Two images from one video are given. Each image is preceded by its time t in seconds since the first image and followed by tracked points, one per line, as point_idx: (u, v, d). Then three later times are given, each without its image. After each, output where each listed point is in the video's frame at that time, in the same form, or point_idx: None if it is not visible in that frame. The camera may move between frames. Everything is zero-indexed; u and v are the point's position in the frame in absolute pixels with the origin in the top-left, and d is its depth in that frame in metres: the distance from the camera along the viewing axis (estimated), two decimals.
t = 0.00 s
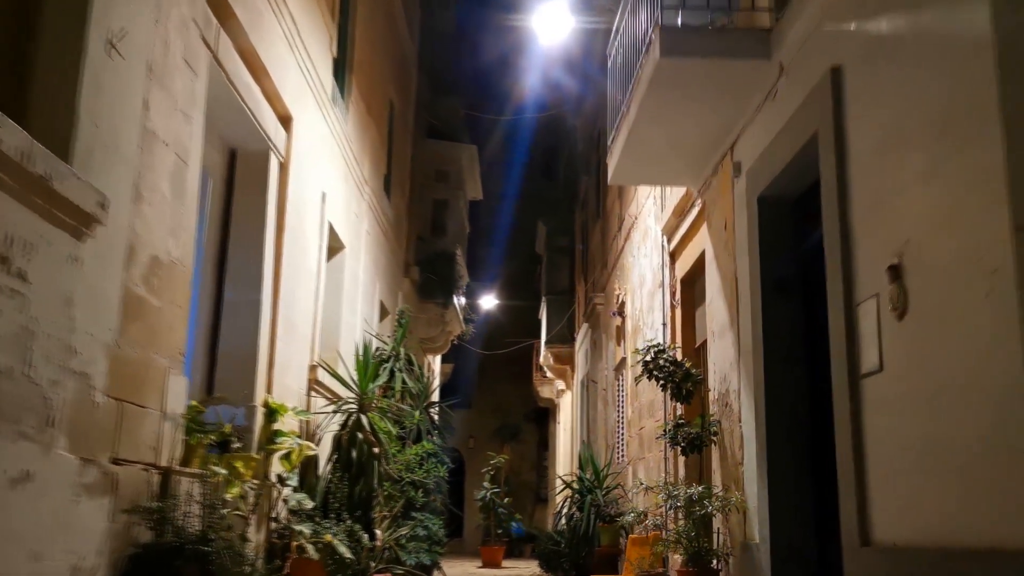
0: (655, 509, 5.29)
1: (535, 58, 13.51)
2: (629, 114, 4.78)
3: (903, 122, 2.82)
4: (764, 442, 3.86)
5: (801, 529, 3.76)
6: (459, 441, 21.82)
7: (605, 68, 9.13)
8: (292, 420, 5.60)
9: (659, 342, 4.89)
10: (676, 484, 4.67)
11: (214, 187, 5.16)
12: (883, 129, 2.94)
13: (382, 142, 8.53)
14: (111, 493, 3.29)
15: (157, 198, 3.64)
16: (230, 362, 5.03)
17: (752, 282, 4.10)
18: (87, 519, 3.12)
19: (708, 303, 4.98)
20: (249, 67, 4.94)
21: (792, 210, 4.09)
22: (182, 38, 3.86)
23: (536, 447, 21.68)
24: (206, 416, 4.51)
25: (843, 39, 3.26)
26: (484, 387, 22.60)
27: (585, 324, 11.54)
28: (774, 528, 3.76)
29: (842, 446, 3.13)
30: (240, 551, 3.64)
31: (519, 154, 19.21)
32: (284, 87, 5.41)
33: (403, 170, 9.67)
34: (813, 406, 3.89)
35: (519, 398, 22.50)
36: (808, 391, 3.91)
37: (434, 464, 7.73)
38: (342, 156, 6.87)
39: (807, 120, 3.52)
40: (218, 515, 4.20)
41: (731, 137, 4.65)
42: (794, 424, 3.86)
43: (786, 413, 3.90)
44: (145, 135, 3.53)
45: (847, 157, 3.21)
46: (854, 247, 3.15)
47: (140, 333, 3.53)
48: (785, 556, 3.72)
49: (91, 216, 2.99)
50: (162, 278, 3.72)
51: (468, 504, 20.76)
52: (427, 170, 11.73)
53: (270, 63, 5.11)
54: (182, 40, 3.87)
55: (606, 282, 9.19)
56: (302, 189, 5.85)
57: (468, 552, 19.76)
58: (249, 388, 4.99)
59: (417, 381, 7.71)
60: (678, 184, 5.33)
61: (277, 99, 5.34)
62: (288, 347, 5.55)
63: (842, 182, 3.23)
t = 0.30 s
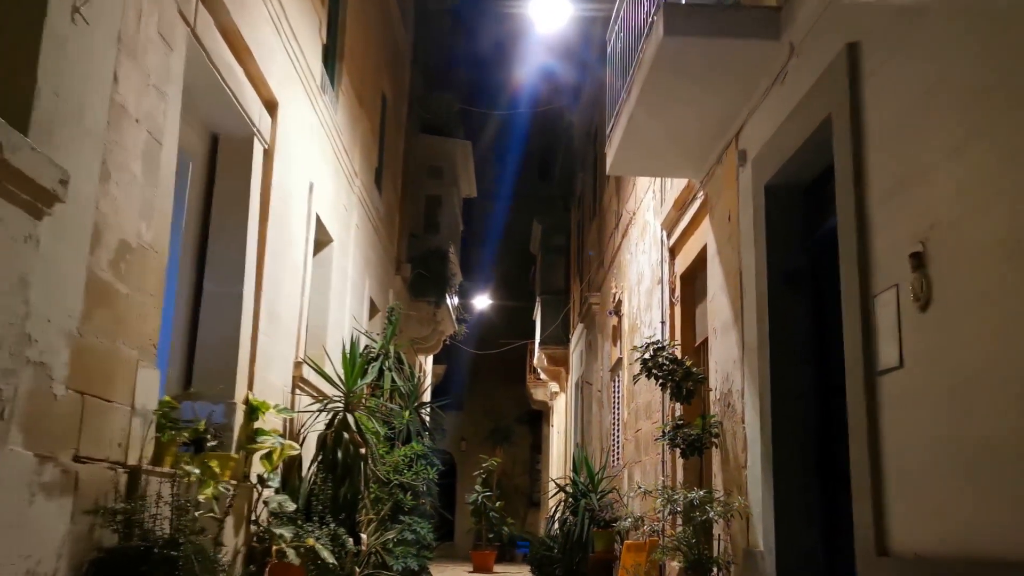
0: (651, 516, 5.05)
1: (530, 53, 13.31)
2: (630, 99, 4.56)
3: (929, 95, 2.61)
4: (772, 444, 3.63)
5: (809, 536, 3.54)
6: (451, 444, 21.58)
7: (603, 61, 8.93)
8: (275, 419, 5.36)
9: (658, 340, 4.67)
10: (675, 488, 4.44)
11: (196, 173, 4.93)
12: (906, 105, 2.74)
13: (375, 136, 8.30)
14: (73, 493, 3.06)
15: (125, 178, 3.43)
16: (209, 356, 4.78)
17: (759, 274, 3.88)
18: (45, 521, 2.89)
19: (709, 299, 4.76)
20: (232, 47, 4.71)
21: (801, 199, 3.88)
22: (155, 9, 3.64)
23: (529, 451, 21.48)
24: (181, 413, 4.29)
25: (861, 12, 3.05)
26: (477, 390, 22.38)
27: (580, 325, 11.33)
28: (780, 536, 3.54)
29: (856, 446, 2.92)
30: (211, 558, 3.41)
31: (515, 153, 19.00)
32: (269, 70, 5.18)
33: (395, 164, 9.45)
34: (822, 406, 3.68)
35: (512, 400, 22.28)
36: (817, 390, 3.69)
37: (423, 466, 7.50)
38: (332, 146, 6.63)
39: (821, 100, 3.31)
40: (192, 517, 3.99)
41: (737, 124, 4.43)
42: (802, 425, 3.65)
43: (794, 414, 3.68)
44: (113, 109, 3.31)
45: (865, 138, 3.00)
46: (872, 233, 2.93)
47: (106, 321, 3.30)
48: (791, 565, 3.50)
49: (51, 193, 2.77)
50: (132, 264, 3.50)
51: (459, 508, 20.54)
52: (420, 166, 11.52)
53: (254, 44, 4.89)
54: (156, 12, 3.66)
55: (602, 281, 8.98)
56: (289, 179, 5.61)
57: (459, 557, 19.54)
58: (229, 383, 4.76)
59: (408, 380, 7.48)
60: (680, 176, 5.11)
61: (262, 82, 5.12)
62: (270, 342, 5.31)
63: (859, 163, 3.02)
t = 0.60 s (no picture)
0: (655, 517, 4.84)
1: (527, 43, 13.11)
2: (636, 78, 4.35)
3: (962, 61, 2.40)
4: (786, 442, 3.42)
5: (825, 538, 3.33)
6: (446, 444, 21.37)
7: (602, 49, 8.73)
8: (263, 416, 5.15)
9: (663, 333, 4.46)
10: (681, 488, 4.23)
11: (179, 159, 4.71)
12: (936, 76, 2.53)
13: (369, 127, 8.09)
14: (39, 494, 2.85)
15: (98, 158, 3.22)
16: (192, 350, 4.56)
17: (771, 263, 3.67)
18: (7, 524, 2.68)
19: (716, 291, 4.56)
20: (217, 26, 4.50)
21: (815, 184, 3.67)
22: None
23: (526, 451, 21.29)
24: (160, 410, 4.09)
25: None
26: (473, 389, 22.18)
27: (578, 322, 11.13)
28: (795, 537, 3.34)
29: (880, 443, 2.71)
30: (188, 564, 3.20)
31: (511, 149, 18.80)
32: (257, 52, 4.96)
33: (390, 155, 9.24)
34: (840, 402, 3.47)
35: (509, 400, 22.08)
36: (833, 384, 3.49)
37: (418, 466, 7.29)
38: (323, 135, 6.42)
39: (840, 74, 3.10)
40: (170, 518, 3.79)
41: (746, 106, 4.22)
42: (819, 422, 3.44)
43: (809, 411, 3.46)
44: (83, 83, 3.10)
45: (888, 113, 2.79)
46: (898, 213, 2.72)
47: (76, 309, 3.10)
48: (807, 570, 3.29)
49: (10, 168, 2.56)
50: (105, 249, 3.29)
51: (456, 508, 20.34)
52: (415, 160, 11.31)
53: (240, 24, 4.68)
54: None
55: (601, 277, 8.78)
56: (277, 167, 5.40)
57: (455, 558, 19.35)
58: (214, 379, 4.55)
59: (402, 378, 7.26)
60: (685, 163, 4.90)
61: (248, 65, 4.90)
62: (258, 337, 5.09)
63: (884, 138, 2.81)
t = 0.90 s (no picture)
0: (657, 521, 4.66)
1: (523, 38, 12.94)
2: (642, 61, 4.17)
3: (999, 33, 2.23)
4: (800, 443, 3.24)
5: (842, 544, 3.16)
6: (441, 445, 21.17)
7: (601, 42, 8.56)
8: (251, 415, 4.95)
9: (668, 329, 4.27)
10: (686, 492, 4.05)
11: (164, 147, 4.52)
12: (969, 49, 2.36)
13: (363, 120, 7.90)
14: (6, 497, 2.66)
15: (72, 139, 3.03)
16: (177, 347, 4.37)
17: (784, 254, 3.49)
18: None
19: (723, 286, 4.38)
20: (204, 8, 4.31)
21: (830, 171, 3.49)
22: None
23: (522, 452, 21.11)
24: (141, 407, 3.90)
25: None
26: (468, 390, 22.00)
27: (575, 322, 10.94)
28: (810, 542, 3.16)
29: (907, 443, 2.53)
30: (166, 572, 3.02)
31: (508, 147, 18.62)
32: (245, 36, 4.77)
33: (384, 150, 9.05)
34: (857, 401, 3.30)
35: (504, 400, 21.90)
36: (850, 382, 3.31)
37: (412, 468, 7.10)
38: (315, 125, 6.22)
39: (861, 51, 2.92)
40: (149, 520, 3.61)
41: (755, 92, 4.04)
42: (834, 422, 3.27)
43: (824, 411, 3.29)
44: (57, 57, 2.92)
45: (915, 92, 2.62)
46: (925, 197, 2.55)
47: (47, 298, 2.91)
48: None
49: None
50: (80, 236, 3.10)
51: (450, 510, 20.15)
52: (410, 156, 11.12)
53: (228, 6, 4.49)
54: None
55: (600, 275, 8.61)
56: (266, 156, 5.20)
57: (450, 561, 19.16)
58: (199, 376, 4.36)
59: (396, 377, 7.07)
60: (690, 153, 4.72)
61: (237, 50, 4.72)
62: (245, 333, 4.90)
63: (910, 117, 2.63)
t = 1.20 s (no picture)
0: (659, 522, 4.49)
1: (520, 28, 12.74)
2: (646, 41, 3.98)
3: None
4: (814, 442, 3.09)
5: (859, 548, 3.02)
6: (436, 444, 21.01)
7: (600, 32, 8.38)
8: (239, 414, 4.77)
9: (673, 323, 4.10)
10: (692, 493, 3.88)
11: (145, 135, 4.33)
12: (1007, 18, 2.18)
13: (356, 109, 7.70)
14: None
15: (41, 121, 2.84)
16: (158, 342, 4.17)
17: (798, 243, 3.31)
18: None
19: (729, 278, 4.20)
20: None
21: (842, 157, 3.32)
22: None
23: (518, 451, 20.95)
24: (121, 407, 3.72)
25: None
26: (463, 387, 21.85)
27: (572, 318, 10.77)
28: (826, 546, 3.01)
29: (936, 445, 2.35)
30: None
31: (503, 140, 18.41)
32: (231, 19, 4.58)
33: (378, 142, 8.87)
34: (873, 398, 3.13)
35: (500, 398, 21.74)
36: (866, 379, 3.16)
37: (406, 467, 6.93)
38: (306, 113, 6.01)
39: (882, 26, 2.74)
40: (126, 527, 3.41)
41: (765, 74, 3.86)
42: (851, 420, 3.12)
43: (838, 408, 3.12)
44: (23, 33, 2.73)
45: (944, 67, 2.43)
46: (955, 178, 2.37)
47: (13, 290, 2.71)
48: None
49: None
50: (49, 223, 2.91)
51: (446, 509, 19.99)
52: (404, 149, 10.93)
53: None
54: None
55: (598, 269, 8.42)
56: (254, 145, 5.00)
57: (446, 560, 19.01)
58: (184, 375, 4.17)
59: (391, 374, 6.89)
60: (695, 140, 4.53)
61: (222, 34, 4.52)
62: (232, 328, 4.71)
63: (938, 94, 2.46)
